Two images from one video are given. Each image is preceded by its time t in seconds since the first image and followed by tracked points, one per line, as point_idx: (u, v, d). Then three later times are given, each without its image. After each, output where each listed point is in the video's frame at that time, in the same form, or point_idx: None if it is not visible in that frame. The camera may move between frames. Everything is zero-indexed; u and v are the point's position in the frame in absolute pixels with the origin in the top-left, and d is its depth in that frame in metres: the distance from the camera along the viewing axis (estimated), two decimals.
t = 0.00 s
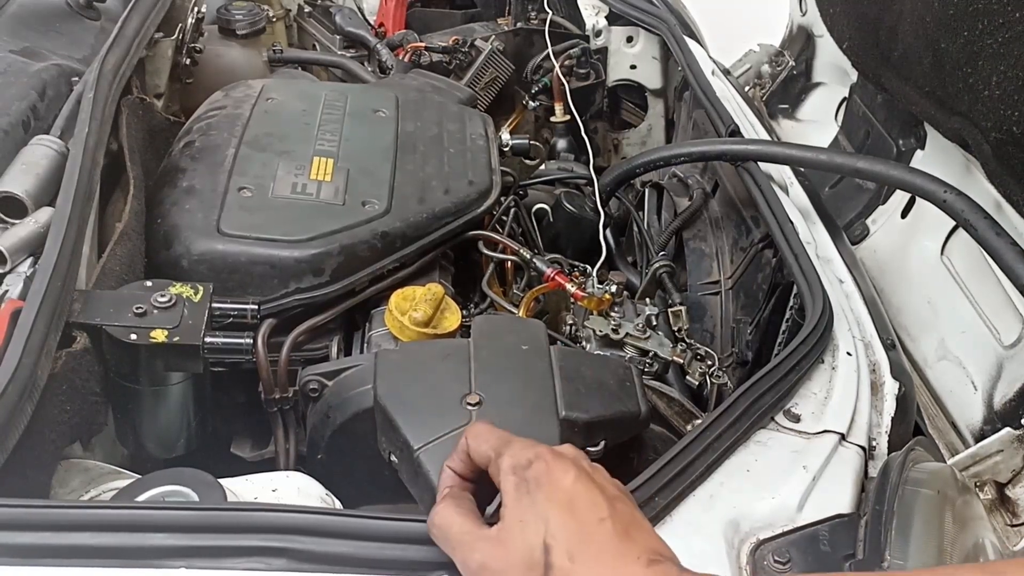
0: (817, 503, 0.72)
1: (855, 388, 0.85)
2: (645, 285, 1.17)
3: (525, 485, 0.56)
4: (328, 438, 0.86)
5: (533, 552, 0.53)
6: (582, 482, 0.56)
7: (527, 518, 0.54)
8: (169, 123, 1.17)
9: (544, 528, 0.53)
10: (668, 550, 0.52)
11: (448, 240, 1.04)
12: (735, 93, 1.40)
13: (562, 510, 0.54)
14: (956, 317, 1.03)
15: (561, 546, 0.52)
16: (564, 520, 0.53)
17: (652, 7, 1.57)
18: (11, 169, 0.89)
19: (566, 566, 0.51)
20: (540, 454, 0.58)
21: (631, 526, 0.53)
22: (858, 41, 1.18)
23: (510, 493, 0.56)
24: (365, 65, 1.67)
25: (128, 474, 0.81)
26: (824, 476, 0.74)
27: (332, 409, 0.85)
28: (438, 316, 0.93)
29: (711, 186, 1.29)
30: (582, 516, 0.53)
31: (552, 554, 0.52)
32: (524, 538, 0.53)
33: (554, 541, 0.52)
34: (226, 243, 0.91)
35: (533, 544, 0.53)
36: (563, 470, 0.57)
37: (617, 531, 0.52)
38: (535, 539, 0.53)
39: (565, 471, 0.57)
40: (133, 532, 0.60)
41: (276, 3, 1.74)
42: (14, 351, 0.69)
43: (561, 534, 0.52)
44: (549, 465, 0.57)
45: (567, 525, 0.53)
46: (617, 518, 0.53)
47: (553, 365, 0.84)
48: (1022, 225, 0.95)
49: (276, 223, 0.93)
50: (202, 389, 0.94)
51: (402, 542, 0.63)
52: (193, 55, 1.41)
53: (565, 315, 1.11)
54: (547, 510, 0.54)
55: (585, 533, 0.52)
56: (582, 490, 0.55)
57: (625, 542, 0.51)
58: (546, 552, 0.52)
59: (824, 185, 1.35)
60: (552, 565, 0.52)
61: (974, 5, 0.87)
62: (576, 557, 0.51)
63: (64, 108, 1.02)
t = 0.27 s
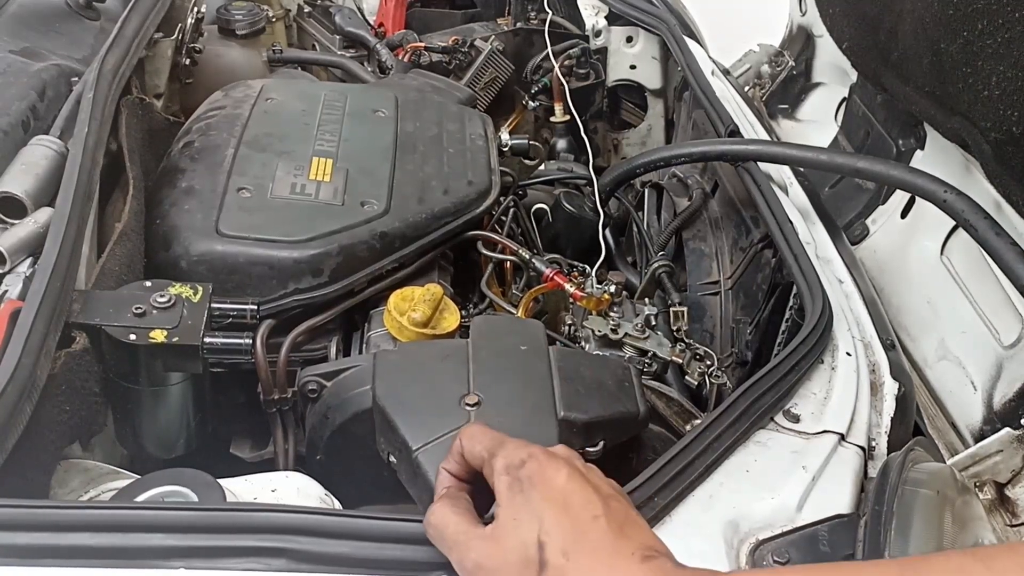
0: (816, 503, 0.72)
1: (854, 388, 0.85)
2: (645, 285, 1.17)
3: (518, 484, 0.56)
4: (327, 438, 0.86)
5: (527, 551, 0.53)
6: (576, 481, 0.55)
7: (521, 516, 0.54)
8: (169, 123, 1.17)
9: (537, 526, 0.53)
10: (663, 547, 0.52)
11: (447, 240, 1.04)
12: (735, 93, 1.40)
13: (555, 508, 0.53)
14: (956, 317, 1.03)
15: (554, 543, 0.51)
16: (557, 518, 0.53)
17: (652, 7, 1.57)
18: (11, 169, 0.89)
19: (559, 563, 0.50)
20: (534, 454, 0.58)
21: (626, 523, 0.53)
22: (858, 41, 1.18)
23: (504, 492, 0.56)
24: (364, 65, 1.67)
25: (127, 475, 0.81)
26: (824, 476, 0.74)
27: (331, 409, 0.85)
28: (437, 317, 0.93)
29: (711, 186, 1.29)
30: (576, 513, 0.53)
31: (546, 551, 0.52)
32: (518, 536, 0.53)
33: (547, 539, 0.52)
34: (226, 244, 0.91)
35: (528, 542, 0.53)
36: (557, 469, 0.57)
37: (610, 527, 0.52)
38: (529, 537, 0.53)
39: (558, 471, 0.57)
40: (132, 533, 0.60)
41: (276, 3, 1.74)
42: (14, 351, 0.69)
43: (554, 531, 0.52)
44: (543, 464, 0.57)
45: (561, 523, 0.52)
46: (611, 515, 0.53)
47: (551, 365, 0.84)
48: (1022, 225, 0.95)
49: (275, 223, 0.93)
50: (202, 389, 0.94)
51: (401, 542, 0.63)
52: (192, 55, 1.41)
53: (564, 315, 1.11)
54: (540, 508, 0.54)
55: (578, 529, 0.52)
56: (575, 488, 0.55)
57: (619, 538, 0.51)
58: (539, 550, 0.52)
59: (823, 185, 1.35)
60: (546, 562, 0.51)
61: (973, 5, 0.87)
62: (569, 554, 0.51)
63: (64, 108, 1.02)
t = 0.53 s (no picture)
0: (816, 503, 0.72)
1: (855, 388, 0.85)
2: (645, 285, 1.17)
3: (521, 485, 0.56)
4: (327, 438, 0.86)
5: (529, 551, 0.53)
6: (578, 482, 0.56)
7: (523, 517, 0.54)
8: (169, 123, 1.17)
9: (540, 527, 0.53)
10: (663, 548, 0.52)
11: (447, 240, 1.04)
12: (735, 93, 1.40)
13: (558, 509, 0.54)
14: (956, 318, 1.03)
15: (557, 544, 0.52)
16: (560, 519, 0.53)
17: (652, 7, 1.57)
18: (11, 169, 0.89)
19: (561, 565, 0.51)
20: (536, 454, 0.58)
21: (626, 524, 0.54)
22: (858, 41, 1.18)
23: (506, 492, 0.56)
24: (365, 65, 1.67)
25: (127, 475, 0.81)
26: (824, 476, 0.74)
27: (331, 409, 0.85)
28: (437, 317, 0.93)
29: (711, 186, 1.29)
30: (578, 515, 0.53)
31: (549, 551, 0.52)
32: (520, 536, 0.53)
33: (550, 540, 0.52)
34: (226, 243, 0.91)
35: (530, 543, 0.53)
36: (559, 470, 0.57)
37: (613, 529, 0.52)
38: (531, 537, 0.53)
39: (560, 472, 0.57)
40: (132, 533, 0.60)
41: (276, 3, 1.74)
42: (14, 351, 0.69)
43: (557, 532, 0.52)
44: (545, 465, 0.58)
45: (563, 524, 0.53)
46: (613, 517, 0.53)
47: (552, 366, 0.84)
48: (1022, 225, 0.95)
49: (276, 223, 0.93)
50: (202, 389, 0.94)
51: (401, 542, 0.63)
52: (192, 55, 1.41)
53: (564, 315, 1.11)
54: (542, 508, 0.54)
55: (581, 531, 0.52)
56: (577, 489, 0.55)
57: (621, 539, 0.51)
58: (542, 550, 0.52)
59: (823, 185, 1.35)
60: (548, 563, 0.52)
61: (973, 5, 0.87)
62: (572, 555, 0.51)
63: (64, 108, 1.02)
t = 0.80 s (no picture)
0: (815, 503, 0.72)
1: (854, 388, 0.85)
2: (645, 285, 1.17)
3: (549, 494, 0.53)
4: (327, 438, 0.86)
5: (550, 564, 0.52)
6: (607, 499, 0.54)
7: (548, 531, 0.52)
8: (168, 123, 1.17)
9: (563, 545, 0.51)
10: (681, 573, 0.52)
11: (447, 240, 1.04)
12: (735, 93, 1.40)
13: (586, 530, 0.52)
14: (955, 318, 1.03)
15: (580, 567, 0.50)
16: (585, 540, 0.51)
17: (652, 7, 1.57)
18: (10, 169, 0.89)
19: None
20: (569, 461, 0.55)
21: (649, 545, 0.52)
22: (858, 41, 1.18)
23: (533, 499, 0.54)
24: (364, 65, 1.67)
25: (126, 475, 0.81)
26: (823, 476, 0.74)
27: (330, 409, 0.85)
28: (436, 317, 0.93)
29: (710, 186, 1.29)
30: (604, 536, 0.52)
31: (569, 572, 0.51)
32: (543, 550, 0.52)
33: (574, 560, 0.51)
34: (225, 243, 0.91)
35: (550, 557, 0.52)
36: (590, 483, 0.54)
37: (637, 556, 0.51)
38: (552, 554, 0.52)
39: (593, 484, 0.54)
40: (131, 532, 0.60)
41: (275, 3, 1.74)
42: (12, 351, 0.69)
43: (581, 555, 0.51)
44: (577, 474, 0.54)
45: (589, 547, 0.51)
46: (636, 540, 0.52)
47: (551, 366, 0.84)
48: (1021, 225, 0.95)
49: (275, 223, 0.93)
50: (201, 389, 0.94)
51: (400, 542, 0.63)
52: (192, 55, 1.41)
53: (564, 315, 1.11)
54: (569, 527, 0.52)
55: (605, 555, 0.51)
56: (605, 505, 0.53)
57: (645, 570, 0.50)
58: (561, 568, 0.51)
59: (823, 185, 1.35)
60: None
61: (973, 4, 0.86)
62: None
63: (63, 108, 1.02)
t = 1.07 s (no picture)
0: (815, 503, 0.72)
1: (854, 388, 0.85)
2: (645, 285, 1.17)
3: (522, 486, 0.54)
4: (327, 438, 0.86)
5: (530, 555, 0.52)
6: (582, 485, 0.54)
7: (524, 521, 0.53)
8: (169, 123, 1.17)
9: (539, 532, 0.52)
10: (668, 556, 0.50)
11: (447, 240, 1.04)
12: (735, 93, 1.40)
13: (559, 514, 0.52)
14: (955, 317, 1.03)
15: (554, 551, 0.50)
16: (559, 524, 0.51)
17: (652, 7, 1.57)
18: (10, 169, 0.89)
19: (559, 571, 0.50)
20: (540, 454, 0.56)
21: (629, 528, 0.51)
22: (858, 41, 1.18)
23: (507, 494, 0.55)
24: (364, 65, 1.67)
25: (126, 474, 0.81)
26: (823, 476, 0.74)
27: (331, 409, 0.85)
28: (437, 316, 0.93)
29: (711, 186, 1.29)
30: (579, 520, 0.51)
31: (547, 558, 0.51)
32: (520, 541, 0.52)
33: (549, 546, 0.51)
34: (225, 243, 0.91)
35: (530, 547, 0.52)
36: (562, 472, 0.54)
37: (614, 537, 0.50)
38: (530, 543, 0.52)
39: (566, 472, 0.55)
40: (132, 532, 0.60)
41: (275, 3, 1.74)
42: (13, 351, 0.69)
43: (556, 539, 0.51)
44: (550, 464, 0.55)
45: (563, 531, 0.51)
46: (614, 522, 0.51)
47: (552, 366, 0.84)
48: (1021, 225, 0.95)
49: (276, 223, 0.93)
50: (202, 389, 0.94)
51: (400, 542, 0.63)
52: (192, 55, 1.41)
53: (564, 315, 1.11)
54: (543, 513, 0.52)
55: (579, 537, 0.50)
56: (580, 491, 0.53)
57: (620, 547, 0.49)
58: (540, 557, 0.51)
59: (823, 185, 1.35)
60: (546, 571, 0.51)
61: (973, 5, 0.87)
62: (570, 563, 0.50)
63: (63, 108, 1.02)
